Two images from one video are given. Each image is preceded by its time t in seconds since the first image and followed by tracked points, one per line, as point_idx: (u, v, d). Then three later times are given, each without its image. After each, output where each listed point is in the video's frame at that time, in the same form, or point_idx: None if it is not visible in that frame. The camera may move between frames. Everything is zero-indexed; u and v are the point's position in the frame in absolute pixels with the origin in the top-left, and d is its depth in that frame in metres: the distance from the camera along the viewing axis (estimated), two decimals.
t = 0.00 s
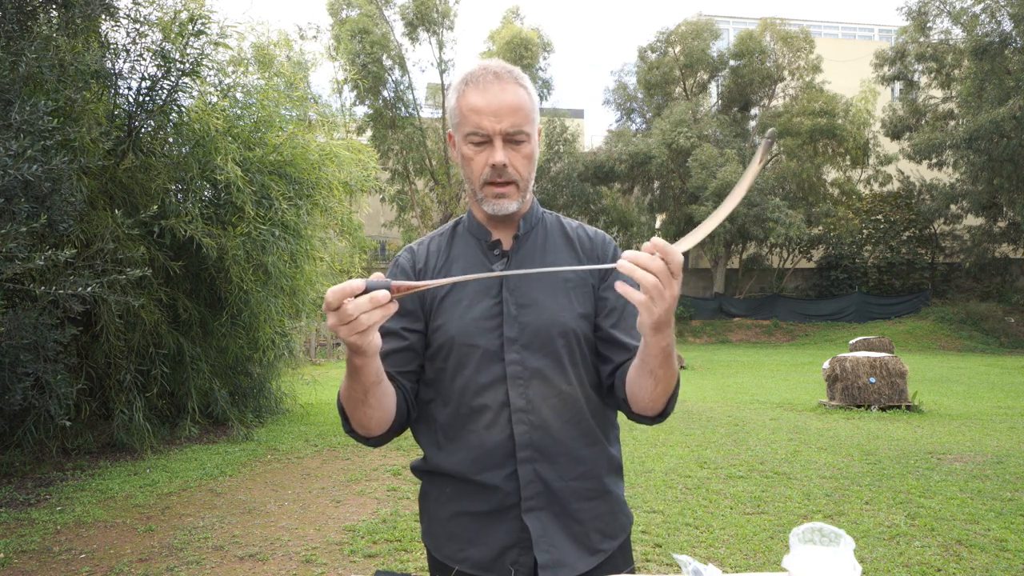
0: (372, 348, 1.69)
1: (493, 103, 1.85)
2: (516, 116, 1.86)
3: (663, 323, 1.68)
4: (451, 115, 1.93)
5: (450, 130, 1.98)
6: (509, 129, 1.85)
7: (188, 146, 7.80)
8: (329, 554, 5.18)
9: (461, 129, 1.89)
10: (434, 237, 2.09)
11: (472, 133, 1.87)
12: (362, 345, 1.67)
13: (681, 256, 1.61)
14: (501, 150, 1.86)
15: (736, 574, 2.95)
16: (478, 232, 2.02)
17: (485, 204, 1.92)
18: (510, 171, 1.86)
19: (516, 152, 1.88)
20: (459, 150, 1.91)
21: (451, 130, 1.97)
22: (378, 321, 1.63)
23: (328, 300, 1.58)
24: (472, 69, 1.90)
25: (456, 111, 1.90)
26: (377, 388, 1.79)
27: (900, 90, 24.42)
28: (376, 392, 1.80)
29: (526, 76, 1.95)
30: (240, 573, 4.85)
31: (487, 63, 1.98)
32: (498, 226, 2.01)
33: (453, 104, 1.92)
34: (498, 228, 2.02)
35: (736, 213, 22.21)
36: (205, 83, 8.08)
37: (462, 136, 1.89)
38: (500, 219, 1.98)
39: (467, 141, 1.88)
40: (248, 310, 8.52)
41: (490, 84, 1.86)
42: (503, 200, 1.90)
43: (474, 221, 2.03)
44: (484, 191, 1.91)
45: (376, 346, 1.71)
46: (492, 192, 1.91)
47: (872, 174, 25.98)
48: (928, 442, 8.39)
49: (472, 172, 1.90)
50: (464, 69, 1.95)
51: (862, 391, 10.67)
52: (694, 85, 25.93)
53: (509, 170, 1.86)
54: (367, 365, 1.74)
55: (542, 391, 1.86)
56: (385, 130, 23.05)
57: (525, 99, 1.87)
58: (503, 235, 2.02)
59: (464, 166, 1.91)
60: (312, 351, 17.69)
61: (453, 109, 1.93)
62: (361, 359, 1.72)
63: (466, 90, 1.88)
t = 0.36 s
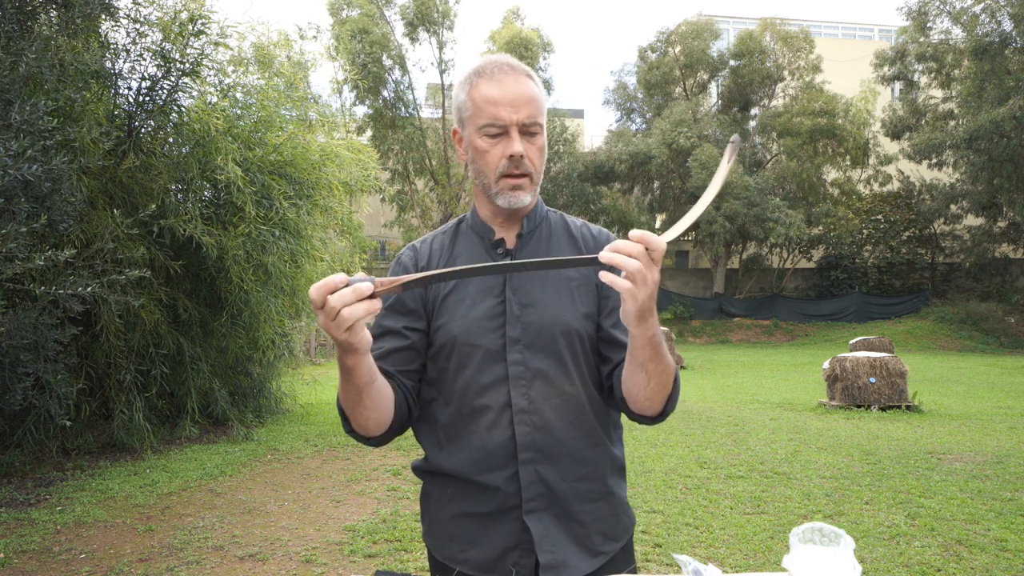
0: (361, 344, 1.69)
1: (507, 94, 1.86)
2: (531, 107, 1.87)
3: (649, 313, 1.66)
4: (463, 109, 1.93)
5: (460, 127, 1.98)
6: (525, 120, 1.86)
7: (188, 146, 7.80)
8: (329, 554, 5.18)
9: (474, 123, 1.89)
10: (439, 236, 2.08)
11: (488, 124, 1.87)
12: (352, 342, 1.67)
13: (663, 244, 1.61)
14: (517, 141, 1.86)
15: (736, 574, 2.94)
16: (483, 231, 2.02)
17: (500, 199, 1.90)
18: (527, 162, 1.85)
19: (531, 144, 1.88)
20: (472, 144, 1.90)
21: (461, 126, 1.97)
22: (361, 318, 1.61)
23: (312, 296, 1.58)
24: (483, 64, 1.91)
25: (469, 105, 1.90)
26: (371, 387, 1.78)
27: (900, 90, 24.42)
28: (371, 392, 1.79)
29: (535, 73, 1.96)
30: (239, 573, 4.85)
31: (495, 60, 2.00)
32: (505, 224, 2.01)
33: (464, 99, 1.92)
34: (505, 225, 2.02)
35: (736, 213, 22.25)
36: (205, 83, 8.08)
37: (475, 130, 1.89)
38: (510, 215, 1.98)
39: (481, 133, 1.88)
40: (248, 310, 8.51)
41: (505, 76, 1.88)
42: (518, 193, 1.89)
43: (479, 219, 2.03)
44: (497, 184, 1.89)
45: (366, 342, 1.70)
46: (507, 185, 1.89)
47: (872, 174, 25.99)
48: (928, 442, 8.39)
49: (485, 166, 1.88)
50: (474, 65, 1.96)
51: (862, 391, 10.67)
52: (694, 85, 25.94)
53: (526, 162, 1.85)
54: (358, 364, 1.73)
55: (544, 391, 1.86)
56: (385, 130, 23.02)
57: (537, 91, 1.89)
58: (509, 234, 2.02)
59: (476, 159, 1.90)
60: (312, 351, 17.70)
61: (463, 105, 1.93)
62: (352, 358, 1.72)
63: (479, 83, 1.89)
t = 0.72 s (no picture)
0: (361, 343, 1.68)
1: (519, 90, 1.87)
2: (540, 102, 1.88)
3: (648, 309, 1.66)
4: (470, 107, 1.93)
5: (465, 126, 1.98)
6: (537, 115, 1.87)
7: (189, 146, 7.80)
8: (329, 554, 5.18)
9: (483, 119, 1.88)
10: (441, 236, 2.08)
11: (499, 119, 1.86)
12: (348, 346, 1.66)
13: (654, 240, 1.64)
14: (530, 136, 1.86)
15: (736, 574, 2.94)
16: (486, 229, 2.02)
17: (511, 196, 1.90)
18: (539, 157, 1.86)
19: (542, 139, 1.89)
20: (480, 141, 1.90)
21: (467, 124, 1.96)
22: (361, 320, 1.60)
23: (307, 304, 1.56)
24: (488, 62, 1.92)
25: (477, 102, 1.90)
26: (370, 387, 1.78)
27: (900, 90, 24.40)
28: (368, 392, 1.79)
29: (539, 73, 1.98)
30: (239, 573, 4.85)
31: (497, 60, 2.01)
32: (509, 223, 2.01)
33: (472, 97, 1.92)
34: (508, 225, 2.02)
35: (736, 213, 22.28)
36: (205, 83, 8.07)
37: (484, 126, 1.88)
38: (517, 212, 1.97)
39: (491, 129, 1.87)
40: (248, 310, 8.51)
41: (513, 72, 1.89)
42: (530, 187, 1.89)
43: (482, 217, 2.03)
44: (509, 180, 1.88)
45: (363, 344, 1.70)
46: (519, 180, 1.88)
47: (872, 174, 26.00)
48: (928, 442, 8.39)
49: (498, 162, 1.88)
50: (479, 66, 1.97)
51: (863, 391, 10.67)
52: (694, 84, 25.93)
53: (539, 156, 1.86)
54: (356, 364, 1.73)
55: (546, 392, 1.86)
56: (385, 130, 22.99)
57: (545, 88, 1.90)
58: (512, 233, 2.02)
59: (487, 155, 1.89)
60: (312, 351, 17.71)
61: (469, 103, 1.93)
62: (349, 360, 1.71)
63: (488, 80, 1.90)
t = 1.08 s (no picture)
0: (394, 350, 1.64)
1: (512, 94, 1.84)
2: (536, 107, 1.86)
3: (613, 301, 1.54)
4: (467, 108, 1.92)
5: (463, 126, 1.97)
6: (529, 119, 1.84)
7: (189, 146, 7.81)
8: (329, 554, 5.18)
9: (476, 122, 1.88)
10: (445, 236, 2.09)
11: (491, 123, 1.85)
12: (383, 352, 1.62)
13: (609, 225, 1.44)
14: (521, 141, 1.84)
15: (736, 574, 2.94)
16: (486, 229, 2.02)
17: (501, 198, 1.90)
18: (530, 162, 1.84)
19: (533, 143, 1.87)
20: (474, 143, 1.89)
21: (465, 125, 1.96)
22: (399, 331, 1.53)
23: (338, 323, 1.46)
24: (488, 65, 1.91)
25: (473, 104, 1.89)
26: (395, 385, 1.77)
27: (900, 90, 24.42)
28: (392, 390, 1.78)
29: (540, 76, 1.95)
30: (239, 573, 4.85)
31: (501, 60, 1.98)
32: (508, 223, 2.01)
33: (469, 98, 1.91)
34: (507, 224, 2.02)
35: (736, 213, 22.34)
36: (205, 83, 8.07)
37: (478, 129, 1.87)
38: (512, 214, 1.97)
39: (484, 133, 1.86)
40: (248, 310, 8.51)
41: (509, 76, 1.87)
42: (520, 192, 1.88)
43: (482, 217, 2.03)
44: (499, 183, 1.88)
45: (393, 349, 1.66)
46: (509, 183, 1.87)
47: (872, 174, 26.01)
48: (928, 442, 8.39)
49: (489, 166, 1.87)
50: (481, 65, 1.95)
51: (862, 391, 10.67)
52: (694, 85, 25.95)
53: (528, 162, 1.84)
54: (384, 365, 1.71)
55: (545, 389, 1.86)
56: (385, 130, 23.01)
57: (541, 91, 1.87)
58: (511, 231, 2.02)
59: (480, 158, 1.89)
60: (312, 352, 17.74)
61: (467, 104, 1.93)
62: (377, 361, 1.67)
63: (484, 83, 1.88)
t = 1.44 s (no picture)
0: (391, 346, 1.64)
1: (496, 101, 1.82)
2: (521, 112, 1.83)
3: (605, 300, 1.54)
4: (458, 112, 1.92)
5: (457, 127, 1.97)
6: (512, 126, 1.82)
7: (189, 146, 7.80)
8: (329, 554, 5.18)
9: (464, 127, 1.88)
10: (443, 237, 2.09)
11: (476, 130, 1.85)
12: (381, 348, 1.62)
13: (608, 232, 1.46)
14: (503, 148, 1.83)
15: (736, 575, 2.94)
16: (483, 230, 2.04)
17: (489, 202, 1.92)
18: (513, 170, 1.84)
19: (519, 148, 1.85)
20: (462, 148, 1.90)
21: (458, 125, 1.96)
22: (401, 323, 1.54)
23: (339, 314, 1.46)
24: (478, 68, 1.89)
25: (461, 108, 1.89)
26: (395, 379, 1.76)
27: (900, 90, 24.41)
28: (394, 383, 1.77)
29: (533, 75, 1.92)
30: (239, 573, 4.85)
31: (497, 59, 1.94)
32: (502, 224, 2.02)
33: (459, 102, 1.91)
34: (505, 224, 2.02)
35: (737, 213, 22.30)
36: (205, 83, 8.07)
37: (465, 134, 1.88)
38: (504, 216, 1.98)
39: (470, 138, 1.86)
40: (248, 310, 8.51)
41: (496, 82, 1.84)
42: (505, 197, 1.89)
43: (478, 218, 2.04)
44: (486, 188, 1.90)
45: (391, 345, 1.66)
46: (494, 189, 1.89)
47: (872, 174, 26.02)
48: (928, 442, 8.39)
49: (475, 171, 1.89)
50: (474, 66, 1.92)
51: (862, 391, 10.68)
52: (694, 85, 25.95)
53: (512, 169, 1.84)
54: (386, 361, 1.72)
55: (542, 389, 1.86)
56: (385, 130, 23.02)
57: (528, 96, 1.84)
58: (506, 230, 2.02)
59: (468, 163, 1.90)
60: (312, 352, 17.75)
61: (458, 107, 1.92)
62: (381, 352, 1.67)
63: (472, 87, 1.87)
